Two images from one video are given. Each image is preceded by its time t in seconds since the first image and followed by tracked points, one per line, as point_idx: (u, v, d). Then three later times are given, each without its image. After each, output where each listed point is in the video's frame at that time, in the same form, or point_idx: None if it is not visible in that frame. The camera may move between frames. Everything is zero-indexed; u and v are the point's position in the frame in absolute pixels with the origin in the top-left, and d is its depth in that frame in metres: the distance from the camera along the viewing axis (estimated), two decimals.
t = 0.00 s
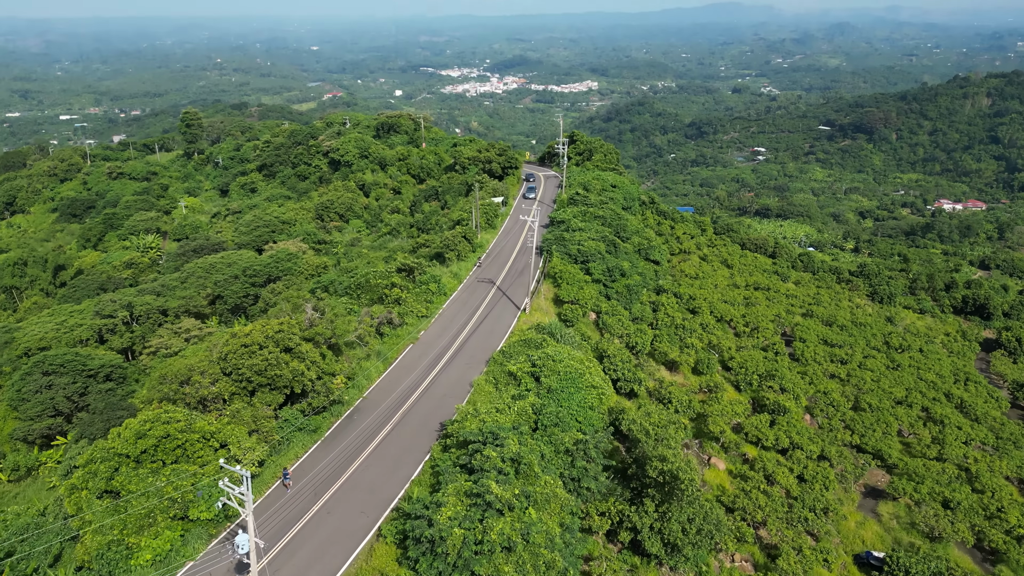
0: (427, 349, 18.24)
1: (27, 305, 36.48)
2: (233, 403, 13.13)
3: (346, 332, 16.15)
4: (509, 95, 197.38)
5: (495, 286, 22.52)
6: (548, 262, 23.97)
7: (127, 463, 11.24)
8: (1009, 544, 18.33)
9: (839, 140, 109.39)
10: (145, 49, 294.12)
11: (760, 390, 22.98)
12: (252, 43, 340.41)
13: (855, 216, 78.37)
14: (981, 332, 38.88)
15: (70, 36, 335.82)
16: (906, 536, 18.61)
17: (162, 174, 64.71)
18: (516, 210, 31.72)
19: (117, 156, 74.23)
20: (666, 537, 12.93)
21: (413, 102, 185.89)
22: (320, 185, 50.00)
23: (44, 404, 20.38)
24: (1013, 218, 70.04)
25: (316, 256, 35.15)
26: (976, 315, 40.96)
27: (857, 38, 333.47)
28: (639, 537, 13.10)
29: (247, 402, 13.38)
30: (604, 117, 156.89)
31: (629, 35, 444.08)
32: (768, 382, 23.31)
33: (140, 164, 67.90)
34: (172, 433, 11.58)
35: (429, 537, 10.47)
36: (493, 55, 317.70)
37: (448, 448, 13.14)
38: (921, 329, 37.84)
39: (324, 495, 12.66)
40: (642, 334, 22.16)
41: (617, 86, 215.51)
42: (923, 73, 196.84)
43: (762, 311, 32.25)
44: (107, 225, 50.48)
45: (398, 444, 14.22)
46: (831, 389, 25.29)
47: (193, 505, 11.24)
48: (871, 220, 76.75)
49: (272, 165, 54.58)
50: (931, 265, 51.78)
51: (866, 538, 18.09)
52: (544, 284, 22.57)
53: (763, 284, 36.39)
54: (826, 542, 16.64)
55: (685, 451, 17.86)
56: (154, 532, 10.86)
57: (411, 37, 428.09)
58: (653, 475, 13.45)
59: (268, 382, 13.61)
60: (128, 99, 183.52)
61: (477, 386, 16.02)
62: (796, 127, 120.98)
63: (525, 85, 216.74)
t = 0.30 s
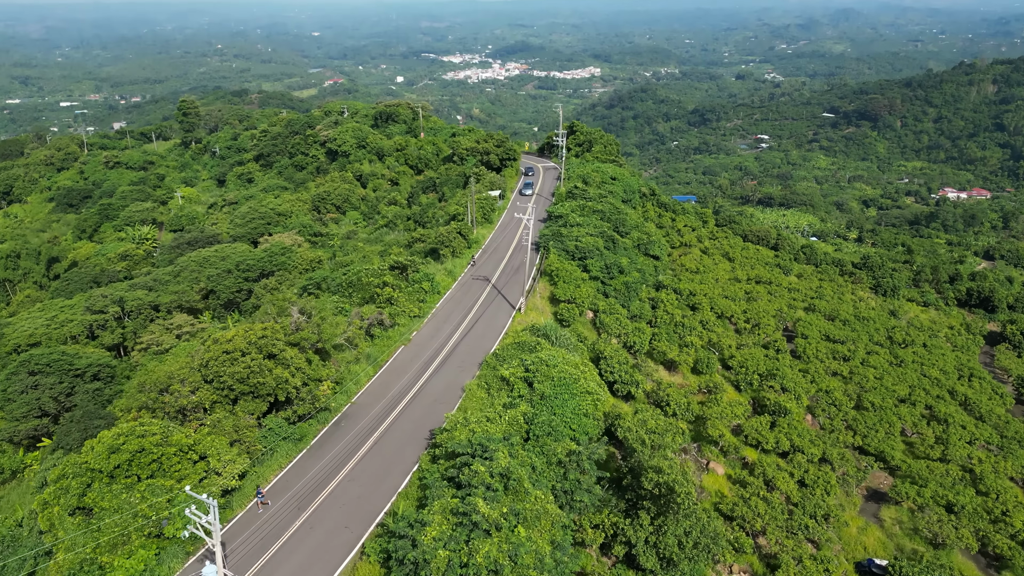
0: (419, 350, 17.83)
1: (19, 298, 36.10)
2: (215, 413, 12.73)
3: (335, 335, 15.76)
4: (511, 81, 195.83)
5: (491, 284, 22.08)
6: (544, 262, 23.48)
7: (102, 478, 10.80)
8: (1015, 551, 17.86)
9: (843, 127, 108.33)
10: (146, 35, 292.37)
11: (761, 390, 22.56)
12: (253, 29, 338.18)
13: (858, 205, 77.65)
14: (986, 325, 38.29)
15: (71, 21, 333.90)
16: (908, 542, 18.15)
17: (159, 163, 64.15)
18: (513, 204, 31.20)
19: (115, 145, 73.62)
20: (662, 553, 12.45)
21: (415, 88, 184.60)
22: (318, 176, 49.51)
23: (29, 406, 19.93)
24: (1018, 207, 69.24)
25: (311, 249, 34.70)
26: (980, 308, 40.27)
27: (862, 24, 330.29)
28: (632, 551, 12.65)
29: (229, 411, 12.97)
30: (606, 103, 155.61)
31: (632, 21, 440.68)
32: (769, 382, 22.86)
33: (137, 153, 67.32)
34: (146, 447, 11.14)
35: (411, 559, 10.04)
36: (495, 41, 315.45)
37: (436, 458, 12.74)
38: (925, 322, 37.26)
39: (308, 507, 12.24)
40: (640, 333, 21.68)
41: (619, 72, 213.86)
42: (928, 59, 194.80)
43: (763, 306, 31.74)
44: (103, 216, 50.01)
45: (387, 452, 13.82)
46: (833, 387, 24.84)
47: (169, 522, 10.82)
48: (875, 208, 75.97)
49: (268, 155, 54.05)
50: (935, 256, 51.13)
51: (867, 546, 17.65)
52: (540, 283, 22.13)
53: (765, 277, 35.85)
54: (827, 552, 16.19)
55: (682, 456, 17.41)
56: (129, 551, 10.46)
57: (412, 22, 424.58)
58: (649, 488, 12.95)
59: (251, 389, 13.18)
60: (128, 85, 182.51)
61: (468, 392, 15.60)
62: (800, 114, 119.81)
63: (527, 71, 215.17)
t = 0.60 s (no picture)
0: (410, 354, 17.38)
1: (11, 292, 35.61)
2: (195, 424, 12.30)
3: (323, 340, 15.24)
4: (514, 67, 194.35)
5: (485, 283, 21.62)
6: (541, 260, 22.98)
7: (74, 495, 10.36)
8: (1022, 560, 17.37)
9: (848, 115, 107.22)
10: (148, 21, 290.47)
11: (762, 391, 22.07)
12: (255, 15, 335.83)
13: (863, 193, 76.88)
14: (991, 318, 37.68)
15: (72, 6, 331.94)
16: (912, 550, 17.69)
17: (157, 152, 63.54)
18: (511, 199, 30.61)
19: (112, 133, 72.97)
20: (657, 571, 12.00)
21: (417, 75, 183.27)
22: (315, 166, 48.95)
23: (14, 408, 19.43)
24: None
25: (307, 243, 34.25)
26: (986, 301, 39.65)
27: (868, 9, 327.07)
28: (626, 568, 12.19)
29: (210, 421, 12.53)
30: (609, 89, 154.31)
31: (636, 6, 437.24)
32: (770, 382, 22.36)
33: (135, 141, 66.69)
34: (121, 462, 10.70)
35: None
36: (499, 26, 313.07)
37: (424, 472, 12.30)
38: (931, 315, 36.66)
39: (290, 524, 11.83)
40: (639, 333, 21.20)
41: (623, 58, 212.09)
42: (935, 45, 192.76)
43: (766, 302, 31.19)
44: (99, 206, 49.50)
45: (374, 464, 13.40)
46: (836, 385, 24.32)
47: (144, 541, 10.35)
48: (880, 197, 75.19)
49: (266, 145, 53.46)
50: (940, 248, 50.47)
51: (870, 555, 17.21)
52: (536, 282, 21.65)
53: (767, 271, 35.26)
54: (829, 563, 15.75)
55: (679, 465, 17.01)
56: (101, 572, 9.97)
57: (415, 7, 421.46)
58: (645, 502, 12.49)
59: (233, 399, 12.73)
60: (129, 71, 181.43)
61: (458, 400, 15.15)
62: (805, 101, 118.62)
63: (530, 57, 213.58)
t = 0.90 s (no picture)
0: (402, 357, 16.97)
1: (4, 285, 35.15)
2: (173, 436, 11.88)
3: (311, 346, 14.86)
4: (517, 54, 192.84)
5: (481, 282, 21.21)
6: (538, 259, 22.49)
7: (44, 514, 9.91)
8: None
9: (854, 102, 106.00)
10: (150, 6, 288.82)
11: (763, 392, 21.59)
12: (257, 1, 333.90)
13: (868, 182, 76.05)
14: (999, 312, 37.03)
15: None
16: (916, 559, 17.25)
17: (155, 142, 62.93)
18: (509, 194, 30.07)
19: (111, 122, 72.32)
20: None
21: (420, 61, 181.99)
22: (314, 156, 48.37)
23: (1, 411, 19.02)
24: None
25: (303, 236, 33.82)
26: (992, 294, 38.98)
27: None
28: None
29: (190, 434, 12.12)
30: (613, 76, 152.98)
31: None
32: (771, 383, 21.86)
33: (133, 130, 66.06)
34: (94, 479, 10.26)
35: None
36: (502, 12, 310.52)
37: (411, 488, 11.87)
38: (937, 309, 36.02)
39: (272, 540, 11.44)
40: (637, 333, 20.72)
41: (627, 44, 210.31)
42: (942, 31, 190.68)
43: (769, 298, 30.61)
44: (96, 196, 48.99)
45: (361, 475, 13.00)
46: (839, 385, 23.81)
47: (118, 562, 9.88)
48: (886, 186, 74.33)
49: (264, 135, 52.86)
50: (946, 239, 49.77)
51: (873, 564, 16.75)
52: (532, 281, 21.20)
53: (771, 265, 34.64)
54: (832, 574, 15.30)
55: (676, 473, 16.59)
56: None
57: None
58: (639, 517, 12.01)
59: (215, 410, 12.34)
60: (131, 57, 180.38)
61: (449, 408, 14.74)
62: (811, 88, 117.40)
63: (533, 43, 211.88)
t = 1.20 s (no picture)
0: (393, 362, 16.55)
1: None
2: (150, 450, 11.48)
3: (297, 354, 14.47)
4: (520, 40, 191.30)
5: (477, 282, 20.79)
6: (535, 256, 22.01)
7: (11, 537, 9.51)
8: None
9: (860, 89, 104.83)
10: None
11: (764, 394, 21.11)
12: None
13: (874, 171, 75.16)
14: (1005, 306, 36.41)
15: None
16: (920, 570, 16.82)
17: (154, 131, 62.30)
18: (507, 189, 29.56)
19: (110, 110, 71.67)
20: None
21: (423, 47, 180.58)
22: (312, 147, 47.76)
23: None
24: None
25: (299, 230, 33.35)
26: (999, 288, 38.34)
27: None
28: None
29: (169, 447, 11.75)
30: (617, 62, 151.61)
31: None
32: (773, 385, 21.37)
33: (132, 119, 65.40)
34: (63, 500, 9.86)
35: None
36: None
37: (397, 504, 11.46)
38: (942, 303, 35.39)
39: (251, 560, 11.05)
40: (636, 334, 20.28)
41: (632, 30, 208.48)
42: (950, 17, 188.54)
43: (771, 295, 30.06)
44: (92, 186, 48.45)
45: (346, 489, 12.59)
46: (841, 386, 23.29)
47: None
48: (892, 175, 73.39)
49: (262, 124, 52.24)
50: (952, 231, 49.09)
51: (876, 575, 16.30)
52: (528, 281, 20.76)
53: (774, 260, 34.03)
54: None
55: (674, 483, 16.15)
56: None
57: None
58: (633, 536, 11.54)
59: (195, 423, 11.96)
60: (133, 43, 179.24)
61: (440, 416, 14.32)
62: (816, 75, 116.18)
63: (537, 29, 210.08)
